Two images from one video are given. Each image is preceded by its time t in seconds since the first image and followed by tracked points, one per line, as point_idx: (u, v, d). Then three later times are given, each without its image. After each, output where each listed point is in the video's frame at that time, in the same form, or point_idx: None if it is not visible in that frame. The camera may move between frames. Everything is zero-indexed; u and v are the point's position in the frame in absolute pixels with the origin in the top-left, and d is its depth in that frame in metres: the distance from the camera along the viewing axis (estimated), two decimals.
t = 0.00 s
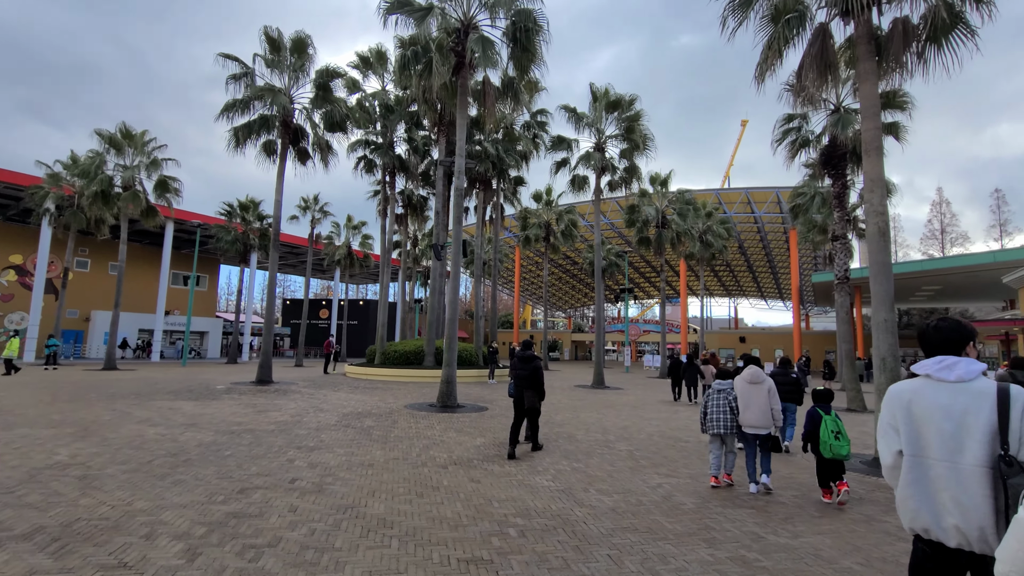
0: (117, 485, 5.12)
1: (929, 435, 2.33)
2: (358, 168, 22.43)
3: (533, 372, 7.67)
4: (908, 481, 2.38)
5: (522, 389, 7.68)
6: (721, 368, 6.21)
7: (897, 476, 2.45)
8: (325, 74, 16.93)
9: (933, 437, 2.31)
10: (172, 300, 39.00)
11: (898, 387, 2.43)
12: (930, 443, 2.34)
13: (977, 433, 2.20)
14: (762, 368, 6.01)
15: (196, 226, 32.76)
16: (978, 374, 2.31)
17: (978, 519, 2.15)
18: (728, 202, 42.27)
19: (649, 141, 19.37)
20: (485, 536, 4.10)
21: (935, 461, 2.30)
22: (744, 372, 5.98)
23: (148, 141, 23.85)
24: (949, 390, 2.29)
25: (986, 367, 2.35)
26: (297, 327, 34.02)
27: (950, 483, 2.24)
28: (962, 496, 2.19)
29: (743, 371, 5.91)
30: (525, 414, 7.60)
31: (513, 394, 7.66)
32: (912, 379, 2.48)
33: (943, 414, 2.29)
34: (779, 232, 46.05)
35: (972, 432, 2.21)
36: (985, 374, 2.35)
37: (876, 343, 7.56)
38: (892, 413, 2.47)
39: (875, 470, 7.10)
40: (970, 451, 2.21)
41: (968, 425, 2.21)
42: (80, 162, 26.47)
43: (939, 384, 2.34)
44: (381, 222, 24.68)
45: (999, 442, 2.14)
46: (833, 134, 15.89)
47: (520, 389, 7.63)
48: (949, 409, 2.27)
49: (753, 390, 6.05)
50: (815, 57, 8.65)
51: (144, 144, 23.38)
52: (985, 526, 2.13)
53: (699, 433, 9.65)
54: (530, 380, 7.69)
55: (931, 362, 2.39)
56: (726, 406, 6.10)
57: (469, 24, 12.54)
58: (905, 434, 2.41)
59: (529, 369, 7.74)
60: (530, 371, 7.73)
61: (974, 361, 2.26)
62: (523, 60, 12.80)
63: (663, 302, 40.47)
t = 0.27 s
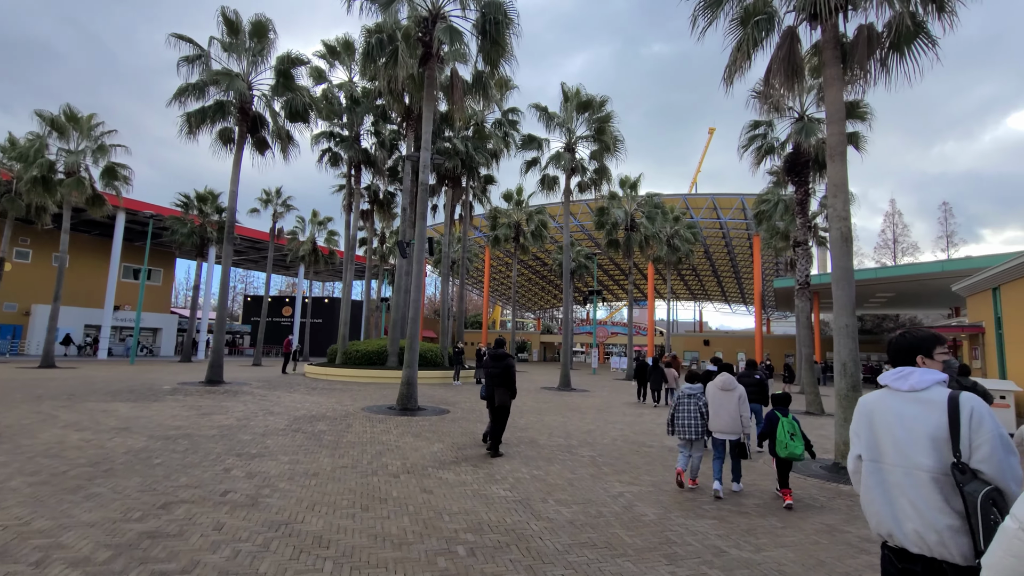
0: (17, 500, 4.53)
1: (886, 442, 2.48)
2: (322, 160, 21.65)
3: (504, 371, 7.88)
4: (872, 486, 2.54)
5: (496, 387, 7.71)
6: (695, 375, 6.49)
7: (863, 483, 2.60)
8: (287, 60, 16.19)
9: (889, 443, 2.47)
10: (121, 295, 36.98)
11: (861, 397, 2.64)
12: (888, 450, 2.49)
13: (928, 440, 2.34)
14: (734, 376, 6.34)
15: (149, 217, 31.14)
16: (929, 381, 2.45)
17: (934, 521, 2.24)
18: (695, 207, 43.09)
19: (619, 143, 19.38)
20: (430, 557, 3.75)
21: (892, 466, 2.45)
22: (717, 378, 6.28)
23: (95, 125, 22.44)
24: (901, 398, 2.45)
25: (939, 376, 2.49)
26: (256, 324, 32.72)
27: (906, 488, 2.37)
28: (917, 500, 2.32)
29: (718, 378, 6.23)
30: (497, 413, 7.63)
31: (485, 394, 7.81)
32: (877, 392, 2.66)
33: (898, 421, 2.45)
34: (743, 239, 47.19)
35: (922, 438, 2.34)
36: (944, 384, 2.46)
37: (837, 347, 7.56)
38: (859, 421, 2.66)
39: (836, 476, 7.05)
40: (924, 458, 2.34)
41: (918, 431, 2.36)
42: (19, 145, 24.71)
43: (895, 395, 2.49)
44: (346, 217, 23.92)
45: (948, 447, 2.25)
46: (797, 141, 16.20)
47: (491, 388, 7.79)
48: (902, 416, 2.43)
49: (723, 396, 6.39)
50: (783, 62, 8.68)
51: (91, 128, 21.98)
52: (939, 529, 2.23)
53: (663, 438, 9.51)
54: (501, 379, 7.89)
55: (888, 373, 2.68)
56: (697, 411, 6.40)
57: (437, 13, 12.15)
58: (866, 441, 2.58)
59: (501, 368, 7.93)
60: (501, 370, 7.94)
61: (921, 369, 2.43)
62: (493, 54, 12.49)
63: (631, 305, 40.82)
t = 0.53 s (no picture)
0: None
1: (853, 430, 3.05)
2: (291, 155, 20.94)
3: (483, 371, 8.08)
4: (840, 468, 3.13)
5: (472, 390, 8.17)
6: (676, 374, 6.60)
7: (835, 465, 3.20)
8: (253, 48, 15.51)
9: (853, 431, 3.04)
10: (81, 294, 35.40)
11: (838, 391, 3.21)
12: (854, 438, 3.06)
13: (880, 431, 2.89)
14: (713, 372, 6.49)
15: (111, 212, 29.90)
16: (895, 378, 2.97)
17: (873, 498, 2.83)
18: (673, 208, 43.49)
19: (596, 141, 19.25)
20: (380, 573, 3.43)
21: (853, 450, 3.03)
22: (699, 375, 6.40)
23: (50, 115, 21.34)
24: (867, 394, 3.01)
25: (906, 371, 2.99)
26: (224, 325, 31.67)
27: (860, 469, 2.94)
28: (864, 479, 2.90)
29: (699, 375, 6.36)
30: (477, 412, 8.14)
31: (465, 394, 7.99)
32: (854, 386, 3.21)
33: (861, 413, 3.02)
34: (719, 240, 47.80)
35: (875, 429, 2.90)
36: (907, 379, 2.96)
37: (812, 345, 7.45)
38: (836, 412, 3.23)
39: (811, 477, 6.91)
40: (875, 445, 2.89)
41: (873, 422, 2.91)
42: None
43: (862, 384, 3.09)
44: (318, 214, 23.25)
45: (891, 437, 2.80)
46: (771, 141, 16.31)
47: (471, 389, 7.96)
48: (864, 409, 3.00)
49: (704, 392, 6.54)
50: (758, 57, 8.57)
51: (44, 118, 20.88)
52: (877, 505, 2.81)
53: (638, 438, 9.32)
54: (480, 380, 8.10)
55: (857, 368, 3.14)
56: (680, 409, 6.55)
57: (408, 2, 11.75)
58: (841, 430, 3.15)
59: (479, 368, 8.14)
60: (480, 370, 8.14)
61: (884, 366, 2.98)
62: (466, 45, 12.17)
63: (609, 305, 40.88)
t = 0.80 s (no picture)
0: None
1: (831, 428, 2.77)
2: (265, 148, 20.32)
3: (465, 366, 8.09)
4: (817, 468, 2.86)
5: (456, 385, 8.21)
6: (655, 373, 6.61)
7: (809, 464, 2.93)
8: (223, 36, 14.87)
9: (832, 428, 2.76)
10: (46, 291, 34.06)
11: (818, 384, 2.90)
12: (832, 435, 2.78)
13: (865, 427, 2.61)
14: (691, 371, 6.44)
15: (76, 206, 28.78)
16: (877, 371, 2.72)
17: (859, 501, 2.55)
18: (655, 207, 43.65)
19: (578, 138, 19.07)
20: None
21: (832, 448, 2.75)
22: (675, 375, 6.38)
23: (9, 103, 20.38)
24: (847, 387, 2.73)
25: (888, 364, 2.74)
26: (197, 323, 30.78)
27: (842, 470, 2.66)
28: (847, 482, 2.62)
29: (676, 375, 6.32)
30: (458, 408, 8.20)
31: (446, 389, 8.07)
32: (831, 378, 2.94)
33: (843, 408, 2.74)
34: (701, 239, 48.16)
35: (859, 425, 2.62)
36: (890, 372, 2.71)
37: (792, 344, 7.29)
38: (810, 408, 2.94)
39: (790, 479, 6.73)
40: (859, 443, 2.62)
41: (856, 418, 2.63)
42: None
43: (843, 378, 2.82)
44: (294, 209, 22.66)
45: (879, 434, 2.53)
46: (752, 140, 16.28)
47: (453, 384, 8.03)
48: (846, 404, 2.71)
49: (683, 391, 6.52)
50: (739, 49, 8.41)
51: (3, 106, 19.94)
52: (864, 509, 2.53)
53: (616, 439, 9.09)
54: (462, 375, 8.14)
55: (840, 362, 2.86)
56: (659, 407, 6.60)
57: None
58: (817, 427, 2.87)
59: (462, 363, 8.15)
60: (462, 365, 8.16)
61: (867, 360, 2.70)
62: (444, 35, 11.83)
63: (591, 304, 40.84)
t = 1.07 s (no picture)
0: None
1: (837, 439, 2.63)
2: (240, 139, 19.66)
3: (451, 368, 7.90)
4: (818, 479, 2.74)
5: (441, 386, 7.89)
6: (640, 373, 6.62)
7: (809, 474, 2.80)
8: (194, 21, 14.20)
9: (841, 439, 2.61)
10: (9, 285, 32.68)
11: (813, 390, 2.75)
12: (838, 446, 2.64)
13: (878, 439, 2.49)
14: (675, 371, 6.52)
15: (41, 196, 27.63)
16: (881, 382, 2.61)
17: (873, 516, 2.44)
18: (639, 206, 43.72)
19: (561, 134, 18.83)
20: None
21: (839, 460, 2.62)
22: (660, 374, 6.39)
23: None
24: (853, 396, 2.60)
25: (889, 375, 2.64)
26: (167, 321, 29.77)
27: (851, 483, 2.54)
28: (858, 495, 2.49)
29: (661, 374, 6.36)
30: (441, 409, 7.89)
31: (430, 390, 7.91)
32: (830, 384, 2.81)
33: (849, 417, 2.61)
34: (683, 239, 48.42)
35: (871, 437, 2.50)
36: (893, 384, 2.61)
37: (775, 344, 7.12)
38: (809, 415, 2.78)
39: (772, 482, 6.50)
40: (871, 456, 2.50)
41: (870, 431, 2.51)
42: None
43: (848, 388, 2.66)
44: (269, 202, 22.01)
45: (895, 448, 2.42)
46: (735, 138, 16.19)
47: (439, 386, 7.86)
48: (856, 415, 2.57)
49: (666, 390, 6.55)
50: (724, 42, 8.21)
51: None
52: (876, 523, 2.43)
53: (596, 441, 8.84)
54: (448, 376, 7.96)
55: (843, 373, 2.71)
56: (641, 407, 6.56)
57: None
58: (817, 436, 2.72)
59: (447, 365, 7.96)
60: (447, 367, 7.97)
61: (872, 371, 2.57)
62: (423, 23, 11.46)
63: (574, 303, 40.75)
